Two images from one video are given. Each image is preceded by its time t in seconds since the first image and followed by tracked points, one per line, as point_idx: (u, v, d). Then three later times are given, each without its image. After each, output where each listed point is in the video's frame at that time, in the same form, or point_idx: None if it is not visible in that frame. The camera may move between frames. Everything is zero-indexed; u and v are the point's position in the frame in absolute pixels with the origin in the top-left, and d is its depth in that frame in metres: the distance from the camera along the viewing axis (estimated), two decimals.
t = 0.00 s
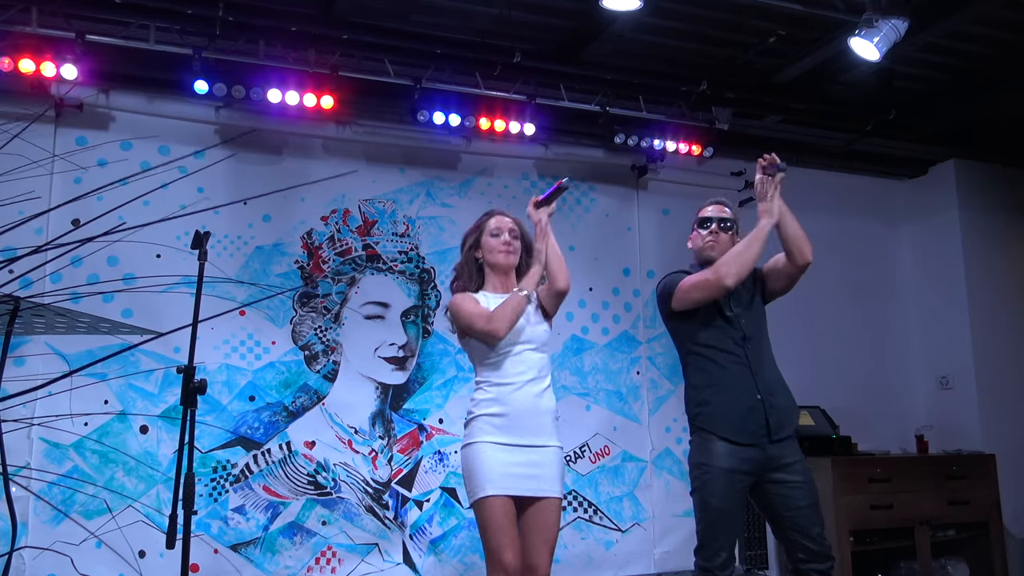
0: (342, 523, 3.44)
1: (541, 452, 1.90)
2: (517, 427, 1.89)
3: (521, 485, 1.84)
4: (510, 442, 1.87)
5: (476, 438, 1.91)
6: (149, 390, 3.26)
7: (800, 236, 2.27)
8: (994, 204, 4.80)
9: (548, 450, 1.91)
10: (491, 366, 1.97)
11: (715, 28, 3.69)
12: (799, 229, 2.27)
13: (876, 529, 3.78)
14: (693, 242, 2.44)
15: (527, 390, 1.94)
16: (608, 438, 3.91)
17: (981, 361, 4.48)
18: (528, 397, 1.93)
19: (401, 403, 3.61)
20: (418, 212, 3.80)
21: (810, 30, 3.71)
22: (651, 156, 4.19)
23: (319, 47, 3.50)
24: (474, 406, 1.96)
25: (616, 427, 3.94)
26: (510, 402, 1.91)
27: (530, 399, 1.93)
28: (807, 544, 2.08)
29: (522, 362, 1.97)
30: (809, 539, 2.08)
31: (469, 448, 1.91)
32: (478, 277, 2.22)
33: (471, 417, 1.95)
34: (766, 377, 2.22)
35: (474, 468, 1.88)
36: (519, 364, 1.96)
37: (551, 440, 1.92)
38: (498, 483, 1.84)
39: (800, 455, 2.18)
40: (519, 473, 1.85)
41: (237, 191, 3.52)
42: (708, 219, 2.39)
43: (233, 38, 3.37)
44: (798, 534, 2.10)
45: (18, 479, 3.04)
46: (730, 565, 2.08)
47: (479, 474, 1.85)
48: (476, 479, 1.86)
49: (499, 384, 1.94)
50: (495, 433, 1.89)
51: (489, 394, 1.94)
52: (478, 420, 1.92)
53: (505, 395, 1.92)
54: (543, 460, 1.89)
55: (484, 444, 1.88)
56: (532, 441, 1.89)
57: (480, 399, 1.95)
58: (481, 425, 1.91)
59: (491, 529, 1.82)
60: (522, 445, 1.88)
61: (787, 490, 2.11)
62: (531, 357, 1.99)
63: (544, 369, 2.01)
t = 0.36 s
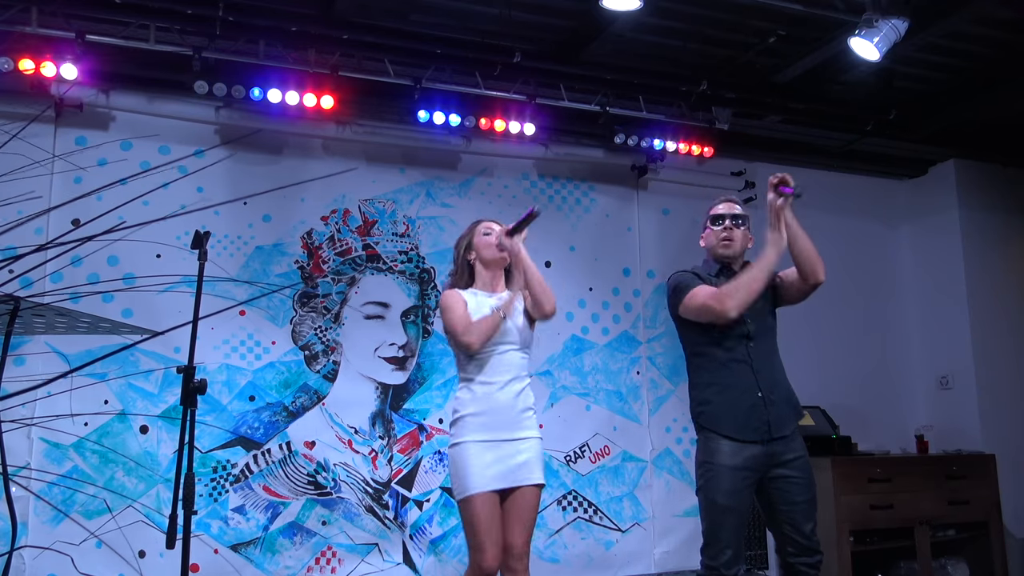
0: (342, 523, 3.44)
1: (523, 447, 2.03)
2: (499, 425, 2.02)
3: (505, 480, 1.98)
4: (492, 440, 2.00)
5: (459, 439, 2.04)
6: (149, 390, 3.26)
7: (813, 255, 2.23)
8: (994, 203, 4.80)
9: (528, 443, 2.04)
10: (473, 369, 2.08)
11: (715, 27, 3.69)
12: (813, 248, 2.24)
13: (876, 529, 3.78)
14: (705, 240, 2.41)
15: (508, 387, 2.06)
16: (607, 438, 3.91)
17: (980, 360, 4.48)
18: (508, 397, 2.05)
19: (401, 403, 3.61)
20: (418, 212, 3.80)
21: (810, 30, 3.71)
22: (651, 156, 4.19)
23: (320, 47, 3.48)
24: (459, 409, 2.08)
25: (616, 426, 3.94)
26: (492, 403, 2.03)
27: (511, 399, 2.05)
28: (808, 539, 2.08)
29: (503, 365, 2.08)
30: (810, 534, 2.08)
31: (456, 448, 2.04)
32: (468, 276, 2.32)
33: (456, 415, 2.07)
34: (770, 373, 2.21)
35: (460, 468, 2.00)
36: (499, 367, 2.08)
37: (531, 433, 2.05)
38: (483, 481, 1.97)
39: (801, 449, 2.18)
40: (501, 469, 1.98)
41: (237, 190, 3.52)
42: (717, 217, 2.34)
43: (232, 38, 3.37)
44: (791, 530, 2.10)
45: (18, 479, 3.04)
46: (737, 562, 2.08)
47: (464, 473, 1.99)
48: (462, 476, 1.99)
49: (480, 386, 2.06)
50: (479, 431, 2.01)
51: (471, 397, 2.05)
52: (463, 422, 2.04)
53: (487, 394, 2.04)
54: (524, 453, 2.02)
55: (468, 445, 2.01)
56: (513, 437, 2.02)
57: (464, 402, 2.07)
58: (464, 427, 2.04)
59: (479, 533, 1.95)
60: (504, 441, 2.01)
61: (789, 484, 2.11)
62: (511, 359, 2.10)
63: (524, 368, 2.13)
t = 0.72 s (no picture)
0: (342, 523, 3.44)
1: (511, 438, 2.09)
2: (490, 415, 2.07)
3: (496, 470, 2.03)
4: (484, 431, 2.05)
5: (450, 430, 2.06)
6: (149, 390, 3.27)
7: (795, 307, 2.21)
8: (994, 203, 4.80)
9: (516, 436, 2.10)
10: (465, 359, 2.10)
11: (714, 28, 3.69)
12: (796, 299, 2.22)
13: (876, 529, 3.78)
14: (695, 235, 2.38)
15: (497, 380, 2.11)
16: (607, 438, 3.91)
17: (980, 360, 4.48)
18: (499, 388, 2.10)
19: (401, 403, 3.61)
20: (418, 212, 3.80)
21: (810, 30, 3.71)
22: (651, 156, 4.19)
23: (320, 47, 3.47)
24: (448, 399, 2.09)
25: (616, 426, 3.94)
26: (484, 395, 2.08)
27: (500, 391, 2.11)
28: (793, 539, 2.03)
29: (493, 356, 2.13)
30: (795, 534, 2.03)
31: (446, 438, 2.06)
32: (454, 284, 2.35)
33: (445, 406, 2.09)
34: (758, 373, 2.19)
35: (452, 458, 2.03)
36: (491, 359, 2.12)
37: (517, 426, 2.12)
38: (475, 471, 2.01)
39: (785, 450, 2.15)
40: (493, 460, 2.03)
41: (237, 190, 3.50)
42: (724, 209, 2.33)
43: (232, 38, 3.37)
44: (775, 531, 2.05)
45: (18, 479, 3.04)
46: (726, 562, 2.03)
47: (457, 463, 2.02)
48: (454, 466, 2.02)
49: (472, 377, 2.09)
50: (474, 422, 2.05)
51: (462, 387, 2.08)
52: (454, 412, 2.06)
53: (476, 386, 2.08)
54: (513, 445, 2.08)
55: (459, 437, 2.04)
56: (503, 429, 2.08)
57: (454, 393, 2.08)
58: (455, 418, 2.06)
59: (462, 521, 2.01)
60: (495, 433, 2.06)
61: (773, 483, 2.08)
62: (499, 353, 2.15)
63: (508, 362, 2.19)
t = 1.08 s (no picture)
0: (342, 523, 3.44)
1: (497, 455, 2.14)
2: (476, 430, 2.13)
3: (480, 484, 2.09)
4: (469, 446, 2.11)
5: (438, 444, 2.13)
6: (149, 390, 3.26)
7: (770, 314, 2.18)
8: (994, 203, 4.80)
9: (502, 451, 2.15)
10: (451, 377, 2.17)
11: (714, 27, 3.69)
12: (771, 306, 2.19)
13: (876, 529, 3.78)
14: (674, 238, 2.33)
15: (484, 395, 2.16)
16: (607, 438, 3.91)
17: (981, 360, 4.48)
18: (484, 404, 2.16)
19: (401, 403, 3.61)
20: (418, 212, 3.80)
21: (810, 30, 3.71)
22: (651, 156, 4.19)
23: (320, 46, 3.47)
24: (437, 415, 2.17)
25: (615, 426, 3.94)
26: (470, 411, 2.13)
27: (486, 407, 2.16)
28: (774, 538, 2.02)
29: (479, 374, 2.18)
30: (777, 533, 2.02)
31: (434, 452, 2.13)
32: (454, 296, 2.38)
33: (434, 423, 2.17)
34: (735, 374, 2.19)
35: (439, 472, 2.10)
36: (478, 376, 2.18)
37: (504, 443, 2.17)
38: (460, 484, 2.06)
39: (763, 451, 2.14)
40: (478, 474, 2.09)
41: (238, 190, 3.52)
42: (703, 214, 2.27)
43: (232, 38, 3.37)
44: (756, 530, 2.04)
45: (18, 479, 3.04)
46: (710, 561, 2.02)
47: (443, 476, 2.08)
48: (440, 479, 2.09)
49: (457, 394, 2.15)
50: (459, 437, 2.12)
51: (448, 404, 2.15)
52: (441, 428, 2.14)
53: (462, 402, 2.14)
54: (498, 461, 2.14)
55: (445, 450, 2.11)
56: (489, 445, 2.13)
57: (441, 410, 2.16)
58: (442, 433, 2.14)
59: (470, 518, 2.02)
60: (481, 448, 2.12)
61: (751, 484, 2.07)
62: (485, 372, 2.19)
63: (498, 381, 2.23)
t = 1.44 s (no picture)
0: (342, 523, 3.44)
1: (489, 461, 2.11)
2: (469, 434, 2.10)
3: (467, 490, 2.07)
4: (460, 449, 2.09)
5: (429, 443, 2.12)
6: (149, 390, 3.26)
7: (761, 318, 2.15)
8: (994, 203, 4.80)
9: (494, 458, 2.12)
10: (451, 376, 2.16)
11: (715, 27, 3.69)
12: (763, 311, 2.16)
13: (876, 529, 3.78)
14: (666, 240, 2.33)
15: (480, 395, 2.13)
16: (607, 438, 3.91)
17: (981, 360, 4.48)
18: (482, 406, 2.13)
19: (401, 403, 3.61)
20: (418, 212, 3.80)
21: (810, 30, 3.71)
22: (651, 156, 4.20)
23: (320, 46, 3.47)
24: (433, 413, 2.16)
25: (615, 426, 3.94)
26: (466, 412, 2.11)
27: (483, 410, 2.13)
28: (768, 538, 2.01)
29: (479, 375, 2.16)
30: (772, 532, 2.02)
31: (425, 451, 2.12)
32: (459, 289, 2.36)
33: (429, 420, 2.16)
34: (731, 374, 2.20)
35: (426, 471, 2.09)
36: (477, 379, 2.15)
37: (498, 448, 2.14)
38: (445, 488, 2.05)
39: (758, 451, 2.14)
40: (465, 479, 2.07)
41: (238, 191, 3.52)
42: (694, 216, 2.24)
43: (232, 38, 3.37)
44: (750, 530, 2.04)
45: (18, 479, 3.04)
46: (707, 561, 2.01)
47: (430, 476, 2.08)
48: (427, 480, 2.08)
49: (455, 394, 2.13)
50: (451, 438, 2.09)
51: (445, 403, 2.14)
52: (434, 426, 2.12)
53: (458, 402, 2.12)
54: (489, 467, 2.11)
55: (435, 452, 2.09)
56: (481, 450, 2.11)
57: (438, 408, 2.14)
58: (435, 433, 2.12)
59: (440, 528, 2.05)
60: (472, 452, 2.10)
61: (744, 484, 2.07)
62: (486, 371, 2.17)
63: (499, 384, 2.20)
